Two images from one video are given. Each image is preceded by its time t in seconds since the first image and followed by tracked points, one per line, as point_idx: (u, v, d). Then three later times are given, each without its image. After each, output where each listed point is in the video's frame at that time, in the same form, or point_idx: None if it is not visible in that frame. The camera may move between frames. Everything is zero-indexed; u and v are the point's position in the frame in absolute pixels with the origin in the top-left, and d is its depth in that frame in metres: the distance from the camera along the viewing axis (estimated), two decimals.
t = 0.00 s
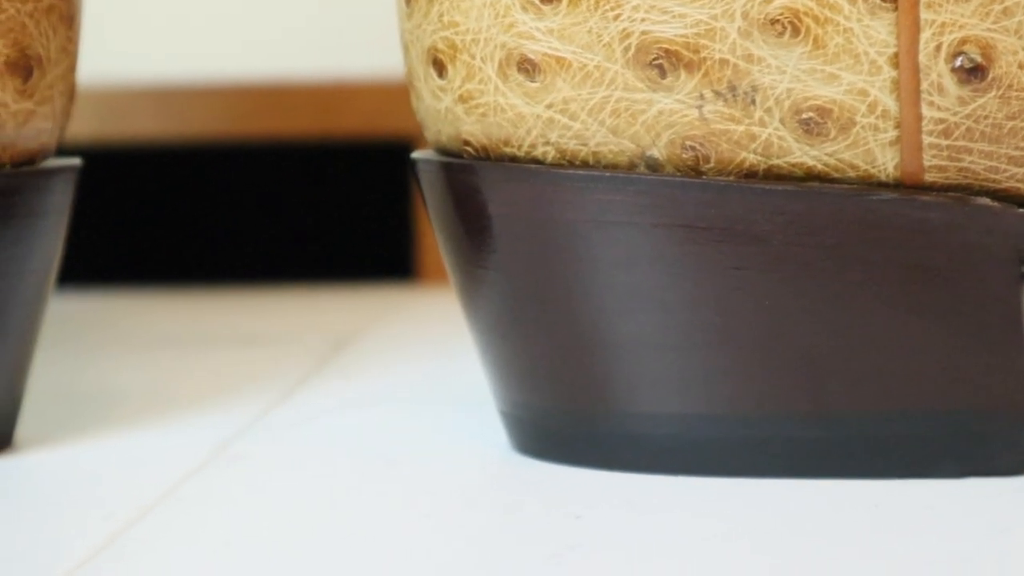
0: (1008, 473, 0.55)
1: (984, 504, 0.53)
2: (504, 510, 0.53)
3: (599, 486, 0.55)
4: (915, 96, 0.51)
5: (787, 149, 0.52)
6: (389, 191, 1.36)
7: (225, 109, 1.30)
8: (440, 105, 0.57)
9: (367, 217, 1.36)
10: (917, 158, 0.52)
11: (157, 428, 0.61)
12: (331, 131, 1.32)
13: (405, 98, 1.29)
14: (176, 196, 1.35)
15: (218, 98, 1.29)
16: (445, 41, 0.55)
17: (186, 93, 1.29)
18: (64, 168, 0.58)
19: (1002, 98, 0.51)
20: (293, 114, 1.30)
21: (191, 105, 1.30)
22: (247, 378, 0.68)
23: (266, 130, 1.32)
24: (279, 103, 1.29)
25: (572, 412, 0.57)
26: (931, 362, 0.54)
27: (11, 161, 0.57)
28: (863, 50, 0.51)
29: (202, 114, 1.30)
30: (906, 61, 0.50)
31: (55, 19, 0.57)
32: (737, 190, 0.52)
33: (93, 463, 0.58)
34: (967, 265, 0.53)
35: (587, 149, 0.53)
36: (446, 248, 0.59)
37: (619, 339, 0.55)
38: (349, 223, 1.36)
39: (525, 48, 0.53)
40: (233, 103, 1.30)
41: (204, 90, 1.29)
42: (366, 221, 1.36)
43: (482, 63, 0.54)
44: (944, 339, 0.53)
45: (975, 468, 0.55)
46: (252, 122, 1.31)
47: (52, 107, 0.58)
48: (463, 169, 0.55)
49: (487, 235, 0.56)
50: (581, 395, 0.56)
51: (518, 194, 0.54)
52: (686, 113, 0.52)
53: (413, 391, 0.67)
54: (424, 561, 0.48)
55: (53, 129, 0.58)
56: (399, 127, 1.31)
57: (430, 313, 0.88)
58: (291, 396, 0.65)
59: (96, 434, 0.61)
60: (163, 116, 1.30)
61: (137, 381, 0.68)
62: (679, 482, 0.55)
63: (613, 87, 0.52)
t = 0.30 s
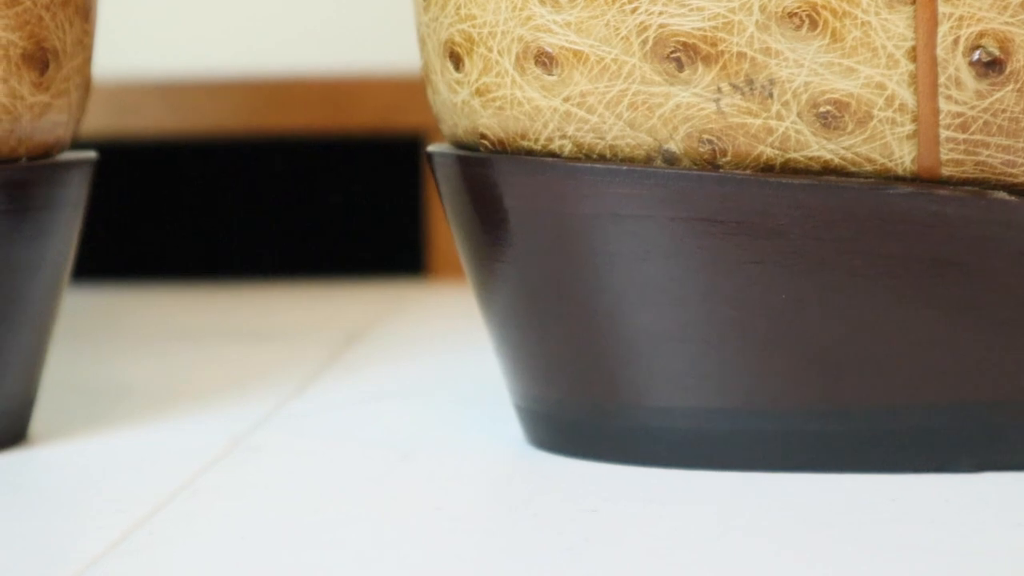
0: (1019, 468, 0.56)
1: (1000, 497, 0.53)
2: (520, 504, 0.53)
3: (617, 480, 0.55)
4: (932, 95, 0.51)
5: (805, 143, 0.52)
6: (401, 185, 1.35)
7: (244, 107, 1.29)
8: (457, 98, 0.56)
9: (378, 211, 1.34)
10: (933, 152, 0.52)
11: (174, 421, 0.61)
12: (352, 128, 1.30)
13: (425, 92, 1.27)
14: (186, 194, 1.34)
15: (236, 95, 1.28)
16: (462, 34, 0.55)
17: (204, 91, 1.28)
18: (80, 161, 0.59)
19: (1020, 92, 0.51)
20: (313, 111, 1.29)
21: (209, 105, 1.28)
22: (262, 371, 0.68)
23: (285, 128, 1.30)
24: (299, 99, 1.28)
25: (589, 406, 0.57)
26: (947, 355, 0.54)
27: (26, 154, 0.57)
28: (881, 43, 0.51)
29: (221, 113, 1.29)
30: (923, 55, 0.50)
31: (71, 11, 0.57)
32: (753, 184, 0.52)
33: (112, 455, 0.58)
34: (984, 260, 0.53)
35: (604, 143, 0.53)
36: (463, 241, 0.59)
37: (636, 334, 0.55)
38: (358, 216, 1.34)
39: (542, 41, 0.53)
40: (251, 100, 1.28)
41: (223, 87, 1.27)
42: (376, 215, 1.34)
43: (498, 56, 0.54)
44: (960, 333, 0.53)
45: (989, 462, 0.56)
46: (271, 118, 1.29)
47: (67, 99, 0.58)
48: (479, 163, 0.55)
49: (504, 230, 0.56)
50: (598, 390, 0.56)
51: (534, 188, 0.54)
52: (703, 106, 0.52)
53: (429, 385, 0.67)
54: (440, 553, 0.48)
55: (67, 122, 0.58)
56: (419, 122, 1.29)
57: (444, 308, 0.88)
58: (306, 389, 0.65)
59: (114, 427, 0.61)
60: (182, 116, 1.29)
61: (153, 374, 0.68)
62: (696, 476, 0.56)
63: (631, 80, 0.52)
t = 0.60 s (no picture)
0: None
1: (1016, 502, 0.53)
2: (538, 506, 0.53)
3: (635, 484, 0.56)
4: (951, 98, 0.51)
5: (823, 148, 0.52)
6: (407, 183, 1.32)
7: (256, 109, 1.27)
8: (476, 103, 0.56)
9: (385, 211, 1.31)
10: (951, 157, 0.51)
11: (192, 422, 0.62)
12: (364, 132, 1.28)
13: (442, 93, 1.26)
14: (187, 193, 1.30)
15: (248, 94, 1.26)
16: (481, 39, 0.55)
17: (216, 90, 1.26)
18: (97, 165, 0.59)
19: None
20: (325, 113, 1.27)
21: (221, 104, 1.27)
22: (280, 371, 0.69)
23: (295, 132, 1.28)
24: (311, 100, 1.26)
25: (606, 410, 0.57)
26: (965, 360, 0.54)
27: (44, 158, 0.57)
28: (900, 49, 0.50)
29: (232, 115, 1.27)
30: (941, 61, 0.50)
31: (90, 15, 0.57)
32: (771, 189, 0.52)
33: (132, 457, 0.58)
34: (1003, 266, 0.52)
35: (623, 148, 0.53)
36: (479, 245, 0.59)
37: (653, 338, 0.55)
38: (364, 217, 1.31)
39: (561, 46, 0.53)
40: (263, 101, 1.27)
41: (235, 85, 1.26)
42: (383, 215, 1.31)
43: (517, 61, 0.54)
44: (978, 338, 0.53)
45: (1008, 466, 0.56)
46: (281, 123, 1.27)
47: (86, 103, 0.58)
48: (498, 167, 0.55)
49: (521, 235, 0.56)
50: (615, 393, 0.56)
51: (553, 193, 0.54)
52: (721, 112, 0.52)
53: (448, 386, 0.67)
54: (455, 554, 0.48)
55: (86, 125, 0.58)
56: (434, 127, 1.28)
57: (462, 308, 0.88)
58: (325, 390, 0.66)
59: (133, 428, 0.61)
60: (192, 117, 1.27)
61: (171, 375, 0.68)
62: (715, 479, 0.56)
63: (650, 85, 0.52)
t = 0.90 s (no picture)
0: None
1: None
2: (560, 506, 0.53)
3: (658, 484, 0.56)
4: (976, 100, 0.50)
5: (848, 150, 0.52)
6: (410, 182, 1.32)
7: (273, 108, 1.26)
8: (500, 105, 0.56)
9: (389, 211, 1.31)
10: (976, 160, 0.51)
11: (216, 424, 0.62)
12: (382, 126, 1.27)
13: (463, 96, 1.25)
14: (192, 195, 1.30)
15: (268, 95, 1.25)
16: (506, 41, 0.55)
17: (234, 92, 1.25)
18: (120, 168, 0.59)
19: None
20: (341, 111, 1.26)
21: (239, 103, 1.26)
22: (301, 371, 0.69)
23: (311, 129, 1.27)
24: (331, 102, 1.26)
25: (630, 412, 0.57)
26: (989, 363, 0.54)
27: (68, 161, 0.57)
28: (924, 51, 0.50)
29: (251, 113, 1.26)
30: (966, 64, 0.50)
31: (114, 18, 0.57)
32: (798, 191, 0.52)
33: (156, 457, 0.58)
34: None
35: (648, 150, 0.53)
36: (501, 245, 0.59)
37: (676, 340, 0.55)
38: (365, 216, 1.31)
39: (586, 49, 0.53)
40: (281, 99, 1.25)
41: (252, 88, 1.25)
42: (386, 215, 1.31)
43: (542, 64, 0.54)
44: (1003, 341, 0.53)
45: None
46: (298, 120, 1.27)
47: (109, 106, 0.58)
48: (523, 170, 0.56)
49: (545, 236, 0.56)
50: (639, 395, 0.57)
51: (578, 196, 0.54)
52: (747, 114, 0.52)
53: (471, 387, 0.67)
54: (477, 557, 0.48)
55: (109, 129, 0.59)
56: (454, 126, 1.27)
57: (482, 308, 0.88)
58: (348, 391, 0.66)
59: (156, 429, 0.61)
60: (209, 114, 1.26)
61: (191, 376, 0.68)
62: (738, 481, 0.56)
63: (676, 87, 0.52)
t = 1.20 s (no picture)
0: None
1: None
2: (585, 505, 0.53)
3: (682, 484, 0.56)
4: (1003, 101, 0.50)
5: (875, 151, 0.52)
6: (411, 181, 1.31)
7: (284, 109, 1.26)
8: (526, 106, 0.57)
9: (387, 211, 1.30)
10: (1002, 158, 0.51)
11: (240, 425, 0.62)
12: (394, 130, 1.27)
13: (480, 96, 1.25)
14: (195, 194, 1.30)
15: (277, 97, 1.26)
16: (532, 42, 0.55)
17: (242, 92, 1.25)
18: (144, 168, 0.59)
19: None
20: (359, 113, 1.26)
21: (248, 107, 1.26)
22: (322, 371, 0.69)
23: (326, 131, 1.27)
24: (346, 101, 1.26)
25: (655, 412, 0.57)
26: (1016, 363, 0.54)
27: (94, 162, 0.57)
28: (952, 52, 0.50)
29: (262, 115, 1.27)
30: (994, 64, 0.50)
31: (139, 19, 0.57)
32: (826, 192, 0.52)
33: (181, 458, 0.58)
34: None
35: (674, 151, 0.53)
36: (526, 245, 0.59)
37: (701, 340, 0.55)
38: (364, 217, 1.30)
39: (613, 50, 0.53)
40: (291, 100, 1.26)
41: (261, 88, 1.25)
42: (385, 215, 1.30)
43: (569, 64, 0.54)
44: None
45: None
46: (312, 121, 1.27)
47: (134, 107, 0.58)
48: (549, 171, 0.56)
49: (571, 237, 0.56)
50: (664, 395, 0.57)
51: (604, 196, 0.55)
52: (774, 115, 0.52)
53: (495, 387, 0.67)
54: (505, 559, 0.48)
55: (134, 129, 0.59)
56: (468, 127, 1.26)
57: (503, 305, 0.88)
58: (370, 392, 0.66)
59: (180, 430, 0.61)
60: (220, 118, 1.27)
61: (213, 376, 0.68)
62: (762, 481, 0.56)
63: (703, 88, 0.52)
